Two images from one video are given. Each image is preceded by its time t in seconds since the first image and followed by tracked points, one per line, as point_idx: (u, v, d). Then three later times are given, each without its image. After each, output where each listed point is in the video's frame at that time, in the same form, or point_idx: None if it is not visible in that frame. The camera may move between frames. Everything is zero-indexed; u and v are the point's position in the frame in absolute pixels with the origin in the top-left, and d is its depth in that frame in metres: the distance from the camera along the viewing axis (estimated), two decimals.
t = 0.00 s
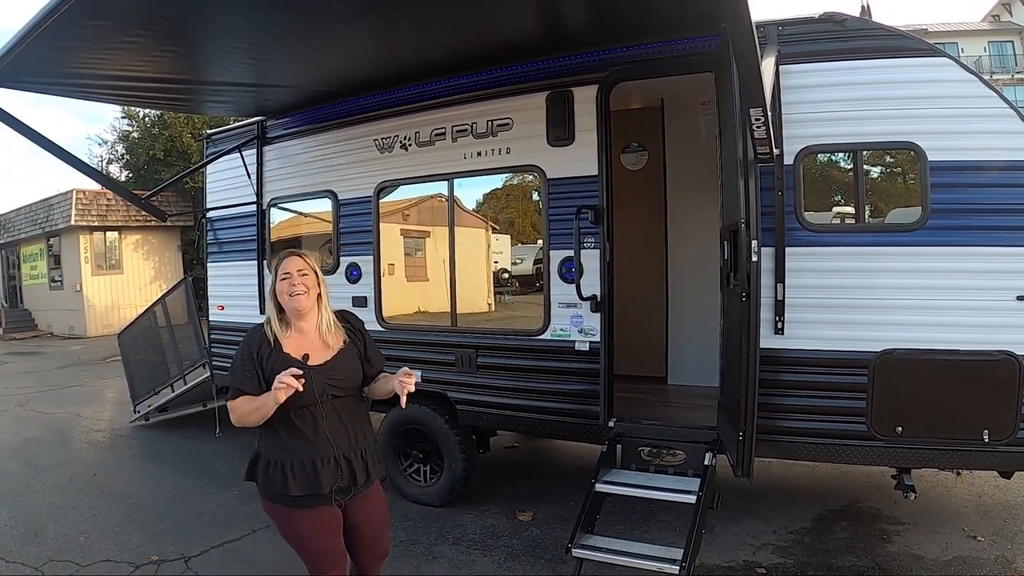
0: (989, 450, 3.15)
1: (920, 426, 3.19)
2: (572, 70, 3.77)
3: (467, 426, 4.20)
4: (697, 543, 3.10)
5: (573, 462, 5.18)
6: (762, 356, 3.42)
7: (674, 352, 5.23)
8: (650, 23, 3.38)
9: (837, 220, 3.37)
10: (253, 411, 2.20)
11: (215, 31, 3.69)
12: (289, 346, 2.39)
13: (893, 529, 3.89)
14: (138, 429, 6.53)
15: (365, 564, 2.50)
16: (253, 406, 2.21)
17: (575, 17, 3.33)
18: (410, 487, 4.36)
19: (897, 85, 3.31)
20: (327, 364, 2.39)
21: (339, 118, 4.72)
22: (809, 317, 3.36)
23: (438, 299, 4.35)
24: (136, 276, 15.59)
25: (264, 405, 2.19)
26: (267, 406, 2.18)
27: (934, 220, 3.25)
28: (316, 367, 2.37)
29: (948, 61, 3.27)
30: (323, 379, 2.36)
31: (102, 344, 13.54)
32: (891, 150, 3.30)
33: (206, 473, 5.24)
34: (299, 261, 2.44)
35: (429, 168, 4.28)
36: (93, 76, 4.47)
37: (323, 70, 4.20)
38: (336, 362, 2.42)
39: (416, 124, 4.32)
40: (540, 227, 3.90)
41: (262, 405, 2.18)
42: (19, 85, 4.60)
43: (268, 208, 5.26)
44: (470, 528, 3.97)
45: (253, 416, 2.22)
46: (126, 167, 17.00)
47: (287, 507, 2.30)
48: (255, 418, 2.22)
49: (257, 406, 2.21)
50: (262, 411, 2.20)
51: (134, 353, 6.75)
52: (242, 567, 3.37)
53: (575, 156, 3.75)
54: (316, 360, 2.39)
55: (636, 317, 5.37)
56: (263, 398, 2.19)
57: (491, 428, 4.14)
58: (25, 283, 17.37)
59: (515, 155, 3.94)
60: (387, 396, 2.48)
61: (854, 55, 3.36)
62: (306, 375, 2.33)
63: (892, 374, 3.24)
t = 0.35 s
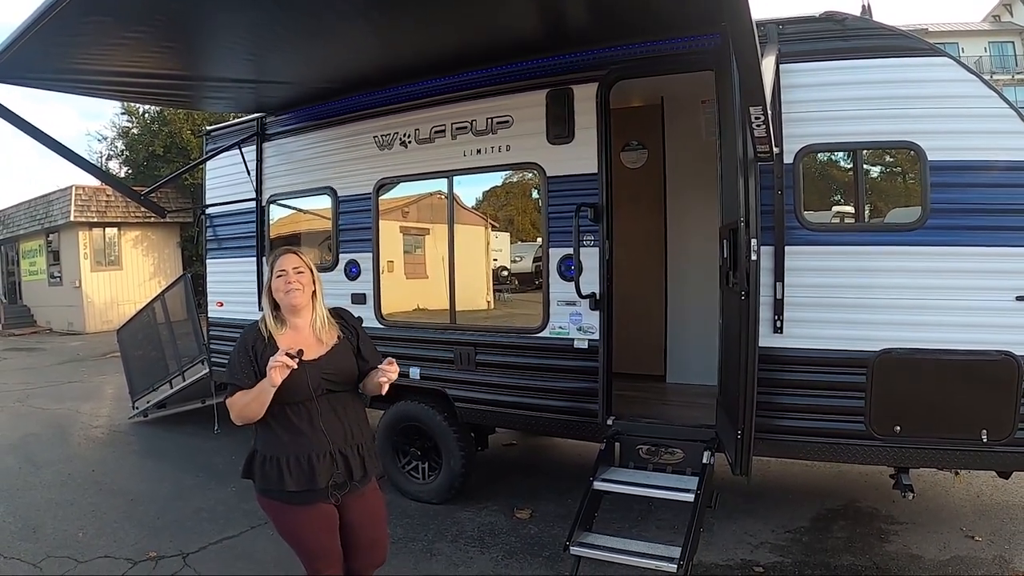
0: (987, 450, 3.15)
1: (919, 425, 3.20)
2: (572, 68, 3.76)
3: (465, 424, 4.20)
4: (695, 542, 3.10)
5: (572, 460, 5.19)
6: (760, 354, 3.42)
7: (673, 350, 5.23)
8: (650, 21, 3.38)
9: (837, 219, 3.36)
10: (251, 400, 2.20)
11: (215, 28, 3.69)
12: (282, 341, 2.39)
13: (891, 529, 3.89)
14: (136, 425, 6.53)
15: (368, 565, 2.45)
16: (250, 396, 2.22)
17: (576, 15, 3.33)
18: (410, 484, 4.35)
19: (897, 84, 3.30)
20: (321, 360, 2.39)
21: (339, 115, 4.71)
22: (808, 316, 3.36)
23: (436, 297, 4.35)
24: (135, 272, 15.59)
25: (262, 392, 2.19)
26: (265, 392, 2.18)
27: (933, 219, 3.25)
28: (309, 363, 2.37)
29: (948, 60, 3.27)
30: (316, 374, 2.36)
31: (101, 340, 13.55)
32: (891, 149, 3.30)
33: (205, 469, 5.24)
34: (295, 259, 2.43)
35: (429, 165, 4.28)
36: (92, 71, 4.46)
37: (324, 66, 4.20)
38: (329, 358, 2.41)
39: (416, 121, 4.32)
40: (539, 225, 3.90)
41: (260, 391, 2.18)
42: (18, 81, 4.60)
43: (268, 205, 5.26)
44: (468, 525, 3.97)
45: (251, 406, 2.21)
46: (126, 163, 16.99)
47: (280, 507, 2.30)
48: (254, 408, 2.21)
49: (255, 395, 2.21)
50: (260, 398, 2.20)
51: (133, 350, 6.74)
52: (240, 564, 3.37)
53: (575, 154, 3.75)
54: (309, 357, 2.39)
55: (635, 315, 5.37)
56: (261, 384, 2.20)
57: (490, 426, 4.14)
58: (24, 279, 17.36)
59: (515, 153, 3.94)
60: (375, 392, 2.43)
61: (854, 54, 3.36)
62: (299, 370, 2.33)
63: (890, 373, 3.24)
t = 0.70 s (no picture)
0: (983, 443, 3.16)
1: (915, 418, 3.20)
2: (570, 60, 3.75)
3: (463, 415, 4.20)
4: (691, 533, 3.10)
5: (570, 451, 5.19)
6: (758, 346, 3.42)
7: (671, 343, 5.23)
8: (650, 12, 3.37)
9: (835, 212, 3.36)
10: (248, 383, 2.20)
11: (213, 18, 3.67)
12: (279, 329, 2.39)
13: (887, 521, 3.90)
14: (134, 417, 6.53)
15: (368, 559, 2.47)
16: (247, 379, 2.22)
17: (576, 6, 3.32)
18: (409, 475, 4.35)
19: (896, 76, 3.30)
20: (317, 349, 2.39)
21: (337, 106, 4.70)
22: (805, 308, 3.36)
23: (434, 288, 4.34)
24: (133, 264, 15.58)
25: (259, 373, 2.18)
26: (261, 373, 2.18)
27: (932, 212, 3.24)
28: (306, 349, 2.38)
29: (948, 53, 3.26)
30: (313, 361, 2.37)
31: (99, 332, 13.55)
32: (890, 142, 3.29)
33: (203, 461, 5.25)
34: (296, 249, 2.43)
35: (427, 157, 4.27)
36: (90, 62, 4.44)
37: (322, 57, 4.18)
38: (325, 345, 2.41)
39: (414, 112, 4.31)
40: (537, 217, 3.89)
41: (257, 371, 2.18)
42: (15, 72, 4.58)
43: (265, 196, 5.25)
44: (465, 516, 3.98)
45: (248, 388, 2.21)
46: (123, 155, 16.93)
47: (275, 498, 2.33)
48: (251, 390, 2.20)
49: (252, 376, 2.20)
50: (257, 381, 2.19)
51: (131, 341, 6.73)
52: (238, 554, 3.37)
53: (574, 146, 3.74)
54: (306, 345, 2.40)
55: (633, 306, 5.37)
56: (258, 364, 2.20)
57: (487, 417, 4.14)
58: (22, 271, 17.33)
59: (514, 144, 3.93)
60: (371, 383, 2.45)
61: (854, 46, 3.35)
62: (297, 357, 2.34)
63: (888, 366, 3.24)
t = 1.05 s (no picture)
0: (982, 443, 3.16)
1: (914, 418, 3.20)
2: (567, 62, 3.76)
3: (462, 417, 4.20)
4: (691, 534, 3.10)
5: (570, 453, 5.19)
6: (757, 347, 3.42)
7: (670, 344, 5.24)
8: (647, 13, 3.37)
9: (834, 212, 3.36)
10: (268, 393, 2.36)
11: (211, 22, 3.68)
12: (286, 329, 2.51)
13: (887, 522, 3.90)
14: (133, 420, 6.52)
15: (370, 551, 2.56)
16: (267, 390, 2.37)
17: (573, 8, 3.32)
18: (408, 478, 4.35)
19: (893, 77, 3.30)
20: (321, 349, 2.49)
21: (335, 109, 4.71)
22: (803, 308, 3.37)
23: (433, 291, 4.35)
24: (132, 267, 15.57)
25: (287, 395, 2.34)
26: (285, 391, 2.35)
27: (930, 212, 3.24)
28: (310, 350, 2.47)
29: (945, 54, 3.27)
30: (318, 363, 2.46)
31: (99, 335, 13.55)
32: (888, 143, 3.30)
33: (203, 464, 5.24)
34: (303, 253, 2.52)
35: (425, 159, 4.27)
36: (88, 66, 4.44)
37: (320, 60, 4.19)
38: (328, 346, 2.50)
39: (412, 115, 4.31)
40: (536, 219, 3.89)
41: (285, 392, 2.34)
42: (13, 76, 4.58)
43: (264, 199, 5.25)
44: (465, 519, 3.98)
45: (269, 401, 2.36)
46: (122, 158, 16.93)
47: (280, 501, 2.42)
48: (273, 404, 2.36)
49: (276, 391, 2.36)
50: (280, 398, 2.35)
51: (130, 345, 6.73)
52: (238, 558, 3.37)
53: (572, 148, 3.74)
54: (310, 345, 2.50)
55: (631, 307, 5.36)
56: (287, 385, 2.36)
57: (487, 419, 4.14)
58: (21, 275, 17.33)
59: (512, 146, 3.93)
60: (376, 382, 2.61)
61: (851, 48, 3.36)
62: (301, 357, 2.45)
63: (887, 367, 3.24)
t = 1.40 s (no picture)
0: (978, 441, 3.17)
1: (910, 416, 3.21)
2: (564, 61, 3.76)
3: (459, 416, 4.21)
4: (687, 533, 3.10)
5: (566, 452, 5.20)
6: (753, 346, 3.42)
7: (666, 343, 5.25)
8: (643, 12, 3.37)
9: (830, 211, 3.37)
10: (286, 380, 2.53)
11: (206, 21, 3.67)
12: (303, 323, 2.70)
13: (883, 520, 3.91)
14: (130, 421, 6.51)
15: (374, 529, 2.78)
16: (284, 377, 2.54)
17: (569, 7, 3.32)
18: (404, 477, 4.35)
19: (888, 76, 3.31)
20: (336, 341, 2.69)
21: (331, 108, 4.70)
22: (799, 307, 3.37)
23: (430, 290, 4.35)
24: (129, 267, 15.54)
25: (302, 379, 2.53)
26: (303, 378, 2.53)
27: (925, 211, 3.25)
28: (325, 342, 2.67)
29: (940, 52, 3.27)
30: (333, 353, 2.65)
31: (95, 336, 13.53)
32: (884, 141, 3.30)
33: (200, 464, 5.24)
34: (322, 253, 2.70)
35: (421, 158, 4.27)
36: (83, 65, 4.43)
37: (316, 59, 4.18)
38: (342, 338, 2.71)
39: (408, 114, 4.31)
40: (532, 217, 3.89)
41: (302, 378, 2.53)
42: (8, 76, 4.57)
43: (260, 199, 5.24)
44: (462, 518, 3.98)
45: (286, 387, 2.53)
46: (118, 158, 16.89)
47: (290, 491, 2.58)
48: (289, 390, 2.54)
49: (294, 377, 2.54)
50: (298, 383, 2.53)
51: (126, 345, 6.71)
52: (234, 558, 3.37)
53: (568, 146, 3.74)
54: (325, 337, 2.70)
55: (627, 305, 5.37)
56: (304, 371, 2.54)
57: (483, 418, 4.14)
58: (17, 275, 17.28)
59: (508, 145, 3.93)
60: (386, 373, 2.82)
61: (845, 46, 3.36)
62: (316, 347, 2.63)
63: (883, 365, 3.25)
